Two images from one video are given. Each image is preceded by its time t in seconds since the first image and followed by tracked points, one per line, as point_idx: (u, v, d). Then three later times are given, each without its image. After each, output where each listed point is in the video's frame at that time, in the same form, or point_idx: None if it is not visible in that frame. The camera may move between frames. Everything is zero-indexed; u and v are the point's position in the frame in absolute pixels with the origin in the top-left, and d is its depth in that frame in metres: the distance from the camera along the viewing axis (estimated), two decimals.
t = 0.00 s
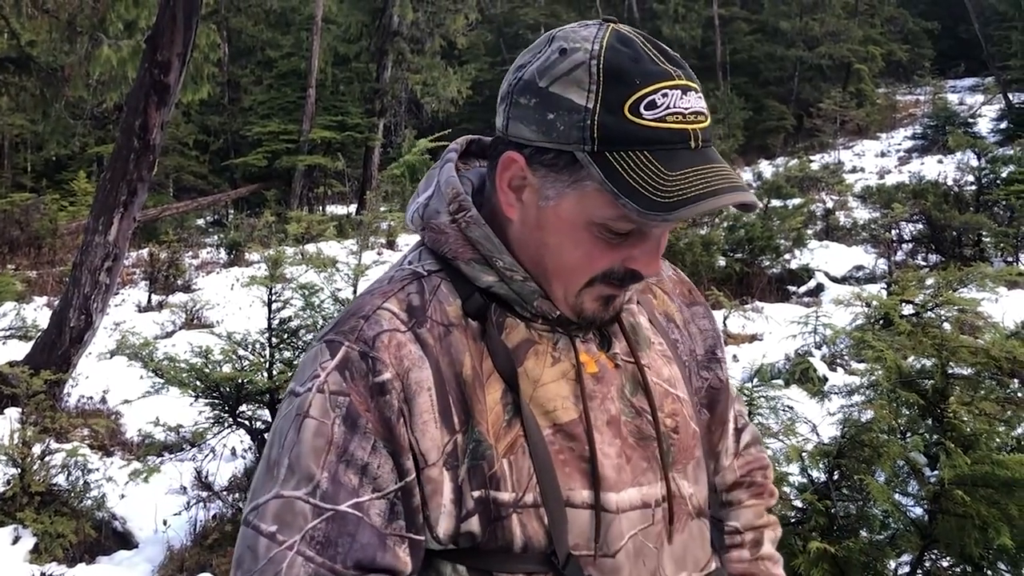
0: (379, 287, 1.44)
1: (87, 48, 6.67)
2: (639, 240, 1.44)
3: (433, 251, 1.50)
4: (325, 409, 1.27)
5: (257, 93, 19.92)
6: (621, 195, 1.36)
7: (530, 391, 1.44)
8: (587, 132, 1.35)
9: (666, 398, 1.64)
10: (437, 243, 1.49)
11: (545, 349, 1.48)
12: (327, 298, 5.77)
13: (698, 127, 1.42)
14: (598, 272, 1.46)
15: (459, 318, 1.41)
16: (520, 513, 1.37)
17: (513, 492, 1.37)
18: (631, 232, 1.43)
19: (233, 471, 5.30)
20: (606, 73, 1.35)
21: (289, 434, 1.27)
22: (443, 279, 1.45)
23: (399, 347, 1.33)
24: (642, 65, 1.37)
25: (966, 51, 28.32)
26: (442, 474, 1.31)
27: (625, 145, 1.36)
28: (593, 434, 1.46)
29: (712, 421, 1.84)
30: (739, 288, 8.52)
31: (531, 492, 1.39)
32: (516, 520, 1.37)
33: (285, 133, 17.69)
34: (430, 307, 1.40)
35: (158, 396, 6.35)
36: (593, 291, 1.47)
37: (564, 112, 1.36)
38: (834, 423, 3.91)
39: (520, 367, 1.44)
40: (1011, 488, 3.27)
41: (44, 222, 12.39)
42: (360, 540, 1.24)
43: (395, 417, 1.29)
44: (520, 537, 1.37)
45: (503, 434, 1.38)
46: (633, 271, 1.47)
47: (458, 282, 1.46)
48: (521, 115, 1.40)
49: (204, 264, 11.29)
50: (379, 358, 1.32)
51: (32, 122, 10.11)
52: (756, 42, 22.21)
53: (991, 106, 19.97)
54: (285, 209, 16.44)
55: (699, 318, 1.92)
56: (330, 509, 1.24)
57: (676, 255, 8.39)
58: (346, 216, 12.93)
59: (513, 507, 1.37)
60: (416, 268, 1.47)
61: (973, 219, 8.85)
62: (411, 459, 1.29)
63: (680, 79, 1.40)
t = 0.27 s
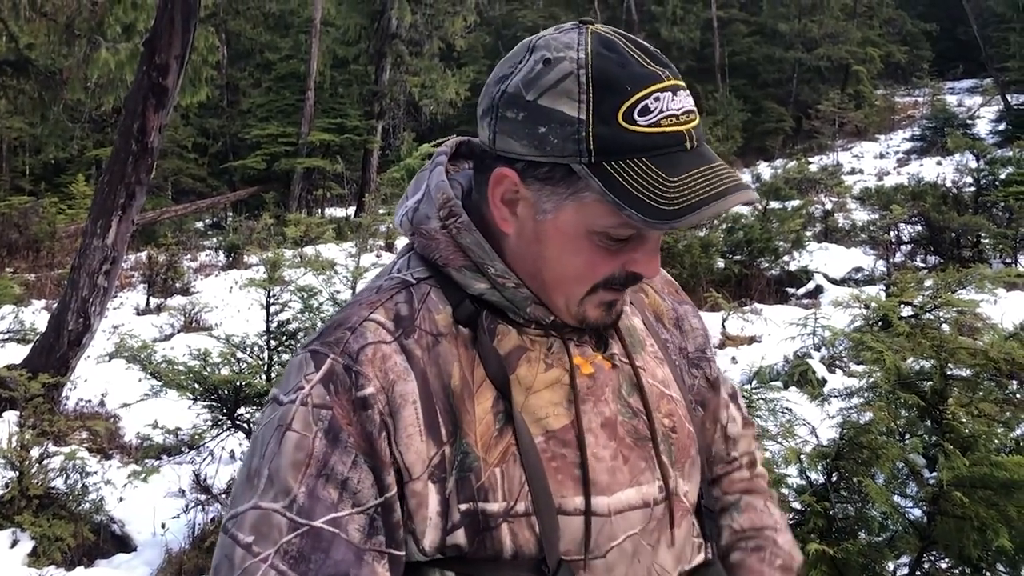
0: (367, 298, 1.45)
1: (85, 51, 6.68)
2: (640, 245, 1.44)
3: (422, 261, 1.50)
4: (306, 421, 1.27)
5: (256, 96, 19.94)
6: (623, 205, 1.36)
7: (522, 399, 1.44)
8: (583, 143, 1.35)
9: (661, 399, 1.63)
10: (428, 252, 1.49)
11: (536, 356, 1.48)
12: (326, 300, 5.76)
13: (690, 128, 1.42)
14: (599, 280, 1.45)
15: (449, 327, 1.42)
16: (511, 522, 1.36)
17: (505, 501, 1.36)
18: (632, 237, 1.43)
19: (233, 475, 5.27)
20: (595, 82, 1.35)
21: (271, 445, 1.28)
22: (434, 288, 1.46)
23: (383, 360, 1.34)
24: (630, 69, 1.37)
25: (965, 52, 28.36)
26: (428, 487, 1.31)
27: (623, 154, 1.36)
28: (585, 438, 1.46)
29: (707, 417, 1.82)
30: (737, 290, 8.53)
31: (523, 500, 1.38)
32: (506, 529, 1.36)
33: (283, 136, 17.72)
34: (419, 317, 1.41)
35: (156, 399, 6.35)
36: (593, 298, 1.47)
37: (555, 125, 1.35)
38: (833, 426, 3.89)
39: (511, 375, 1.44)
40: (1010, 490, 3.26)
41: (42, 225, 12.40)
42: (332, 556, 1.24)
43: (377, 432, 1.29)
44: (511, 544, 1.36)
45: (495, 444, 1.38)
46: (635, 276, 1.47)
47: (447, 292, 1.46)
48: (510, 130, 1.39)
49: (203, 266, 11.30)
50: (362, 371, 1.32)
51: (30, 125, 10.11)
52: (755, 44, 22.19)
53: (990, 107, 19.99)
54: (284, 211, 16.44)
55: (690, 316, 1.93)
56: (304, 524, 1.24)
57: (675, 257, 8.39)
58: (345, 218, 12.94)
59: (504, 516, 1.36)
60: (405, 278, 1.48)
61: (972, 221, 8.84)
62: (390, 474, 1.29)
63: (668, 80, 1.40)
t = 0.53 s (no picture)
0: (361, 299, 1.46)
1: (84, 54, 6.70)
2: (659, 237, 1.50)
3: (419, 266, 1.51)
4: (277, 403, 1.28)
5: (255, 98, 19.96)
6: (653, 207, 1.40)
7: (523, 396, 1.45)
8: (601, 152, 1.37)
9: (657, 393, 1.64)
10: (425, 254, 1.49)
11: (535, 357, 1.48)
12: (325, 302, 5.76)
13: (693, 121, 1.48)
14: (616, 276, 1.50)
15: (447, 329, 1.42)
16: (515, 520, 1.38)
17: (507, 500, 1.37)
18: (647, 233, 1.47)
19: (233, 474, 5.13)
20: (603, 90, 1.36)
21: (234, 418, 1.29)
22: (430, 290, 1.47)
23: (374, 359, 1.35)
24: (632, 71, 1.39)
25: (963, 54, 28.38)
26: (422, 487, 1.32)
27: (642, 158, 1.40)
28: (583, 434, 1.47)
29: (694, 407, 1.84)
30: (736, 291, 8.52)
31: (526, 499, 1.39)
32: (511, 528, 1.37)
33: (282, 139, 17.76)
34: (415, 318, 1.42)
35: (155, 402, 6.34)
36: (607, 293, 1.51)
37: (570, 138, 1.36)
38: (832, 426, 3.88)
39: (512, 375, 1.45)
40: (1010, 491, 3.26)
41: (41, 228, 12.41)
42: (254, 526, 1.21)
43: (339, 421, 1.29)
44: (516, 544, 1.37)
45: (496, 445, 1.39)
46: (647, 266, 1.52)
47: (445, 294, 1.47)
48: (520, 147, 1.39)
49: (202, 269, 11.31)
50: (346, 367, 1.32)
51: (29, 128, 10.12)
52: (754, 45, 22.14)
53: (989, 108, 20.01)
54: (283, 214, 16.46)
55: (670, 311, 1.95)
56: (241, 492, 1.22)
57: (674, 260, 8.35)
58: (345, 221, 12.95)
59: (508, 516, 1.37)
60: (401, 281, 1.48)
61: (970, 223, 8.86)
62: (343, 470, 1.28)
63: (669, 76, 1.44)
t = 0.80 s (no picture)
0: (351, 303, 1.45)
1: (81, 57, 6.71)
2: (629, 221, 1.50)
3: (403, 264, 1.50)
4: (297, 428, 1.28)
5: (252, 100, 19.96)
6: (613, 182, 1.41)
7: (515, 388, 1.45)
8: (561, 133, 1.39)
9: (647, 391, 1.65)
10: (409, 253, 1.49)
11: (525, 349, 1.49)
12: (323, 305, 5.76)
13: (655, 101, 1.49)
14: (591, 262, 1.50)
15: (436, 324, 1.42)
16: (512, 513, 1.37)
17: (505, 493, 1.37)
18: (617, 216, 1.48)
19: (230, 479, 5.22)
20: (561, 73, 1.39)
21: (261, 459, 1.30)
22: (417, 288, 1.46)
23: (370, 354, 1.34)
24: (589, 54, 1.41)
25: (961, 54, 28.43)
26: (429, 475, 1.31)
27: (602, 137, 1.41)
28: (576, 429, 1.47)
29: (689, 412, 1.85)
30: (734, 292, 8.50)
31: (523, 491, 1.38)
32: (508, 521, 1.37)
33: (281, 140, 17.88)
34: (406, 314, 1.41)
35: (153, 405, 6.34)
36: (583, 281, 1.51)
37: (530, 119, 1.39)
38: (831, 428, 3.86)
39: (502, 367, 1.45)
40: (1009, 492, 3.25)
41: (39, 230, 12.40)
42: (323, 551, 1.24)
43: (363, 417, 1.29)
44: (513, 535, 1.37)
45: (491, 436, 1.38)
46: (623, 253, 1.52)
47: (431, 290, 1.46)
48: (485, 132, 1.41)
49: (200, 271, 11.30)
50: (348, 366, 1.32)
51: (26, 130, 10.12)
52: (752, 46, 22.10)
53: (986, 109, 20.03)
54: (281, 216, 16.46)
55: (665, 314, 1.94)
56: (292, 525, 1.25)
57: (671, 261, 8.37)
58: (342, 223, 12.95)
59: (506, 508, 1.37)
60: (387, 282, 1.47)
61: (968, 223, 8.86)
62: (383, 458, 1.28)
63: (627, 59, 1.46)
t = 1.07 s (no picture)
0: (343, 294, 1.46)
1: (77, 59, 6.69)
2: (576, 208, 1.46)
3: (388, 256, 1.51)
4: (322, 414, 1.28)
5: (248, 102, 19.95)
6: (540, 158, 1.39)
7: (506, 376, 1.44)
8: (499, 112, 1.40)
9: (638, 385, 1.64)
10: (393, 248, 1.50)
11: (515, 337, 1.48)
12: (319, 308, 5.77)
13: (606, 87, 1.47)
14: (544, 251, 1.46)
15: (428, 313, 1.42)
16: (505, 501, 1.37)
17: (498, 480, 1.37)
18: (565, 201, 1.45)
19: (226, 482, 5.23)
20: (506, 53, 1.40)
21: (292, 451, 1.29)
22: (405, 281, 1.45)
23: (375, 342, 1.34)
24: (537, 38, 1.42)
25: (957, 56, 28.49)
26: (446, 454, 1.32)
27: (536, 115, 1.40)
28: (567, 419, 1.46)
29: (683, 408, 1.82)
30: (731, 294, 8.48)
31: (517, 480, 1.38)
32: (502, 508, 1.37)
33: (277, 143, 17.83)
34: (399, 303, 1.41)
35: (150, 407, 6.34)
36: (543, 271, 1.48)
37: (474, 98, 1.41)
38: (827, 430, 3.86)
39: (494, 354, 1.44)
40: (1006, 493, 3.26)
41: (35, 233, 12.38)
42: (385, 531, 1.25)
43: (392, 401, 1.30)
44: (507, 523, 1.37)
45: (484, 422, 1.38)
46: (581, 245, 1.48)
47: (419, 279, 1.46)
48: (440, 114, 1.45)
49: (196, 274, 11.30)
50: (361, 353, 1.32)
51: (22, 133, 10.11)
52: (747, 48, 22.13)
53: (982, 111, 20.09)
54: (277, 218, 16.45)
55: (662, 310, 1.93)
56: (347, 510, 1.25)
57: (668, 262, 8.31)
58: (339, 225, 12.95)
59: (499, 495, 1.37)
60: (377, 274, 1.48)
61: (964, 225, 8.88)
62: (419, 440, 1.29)
63: (578, 46, 1.46)
